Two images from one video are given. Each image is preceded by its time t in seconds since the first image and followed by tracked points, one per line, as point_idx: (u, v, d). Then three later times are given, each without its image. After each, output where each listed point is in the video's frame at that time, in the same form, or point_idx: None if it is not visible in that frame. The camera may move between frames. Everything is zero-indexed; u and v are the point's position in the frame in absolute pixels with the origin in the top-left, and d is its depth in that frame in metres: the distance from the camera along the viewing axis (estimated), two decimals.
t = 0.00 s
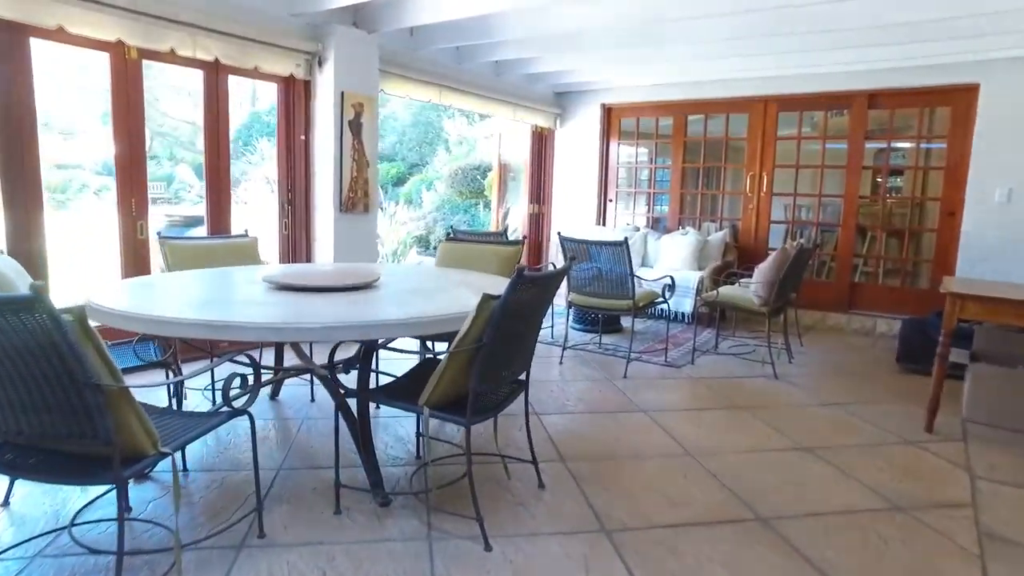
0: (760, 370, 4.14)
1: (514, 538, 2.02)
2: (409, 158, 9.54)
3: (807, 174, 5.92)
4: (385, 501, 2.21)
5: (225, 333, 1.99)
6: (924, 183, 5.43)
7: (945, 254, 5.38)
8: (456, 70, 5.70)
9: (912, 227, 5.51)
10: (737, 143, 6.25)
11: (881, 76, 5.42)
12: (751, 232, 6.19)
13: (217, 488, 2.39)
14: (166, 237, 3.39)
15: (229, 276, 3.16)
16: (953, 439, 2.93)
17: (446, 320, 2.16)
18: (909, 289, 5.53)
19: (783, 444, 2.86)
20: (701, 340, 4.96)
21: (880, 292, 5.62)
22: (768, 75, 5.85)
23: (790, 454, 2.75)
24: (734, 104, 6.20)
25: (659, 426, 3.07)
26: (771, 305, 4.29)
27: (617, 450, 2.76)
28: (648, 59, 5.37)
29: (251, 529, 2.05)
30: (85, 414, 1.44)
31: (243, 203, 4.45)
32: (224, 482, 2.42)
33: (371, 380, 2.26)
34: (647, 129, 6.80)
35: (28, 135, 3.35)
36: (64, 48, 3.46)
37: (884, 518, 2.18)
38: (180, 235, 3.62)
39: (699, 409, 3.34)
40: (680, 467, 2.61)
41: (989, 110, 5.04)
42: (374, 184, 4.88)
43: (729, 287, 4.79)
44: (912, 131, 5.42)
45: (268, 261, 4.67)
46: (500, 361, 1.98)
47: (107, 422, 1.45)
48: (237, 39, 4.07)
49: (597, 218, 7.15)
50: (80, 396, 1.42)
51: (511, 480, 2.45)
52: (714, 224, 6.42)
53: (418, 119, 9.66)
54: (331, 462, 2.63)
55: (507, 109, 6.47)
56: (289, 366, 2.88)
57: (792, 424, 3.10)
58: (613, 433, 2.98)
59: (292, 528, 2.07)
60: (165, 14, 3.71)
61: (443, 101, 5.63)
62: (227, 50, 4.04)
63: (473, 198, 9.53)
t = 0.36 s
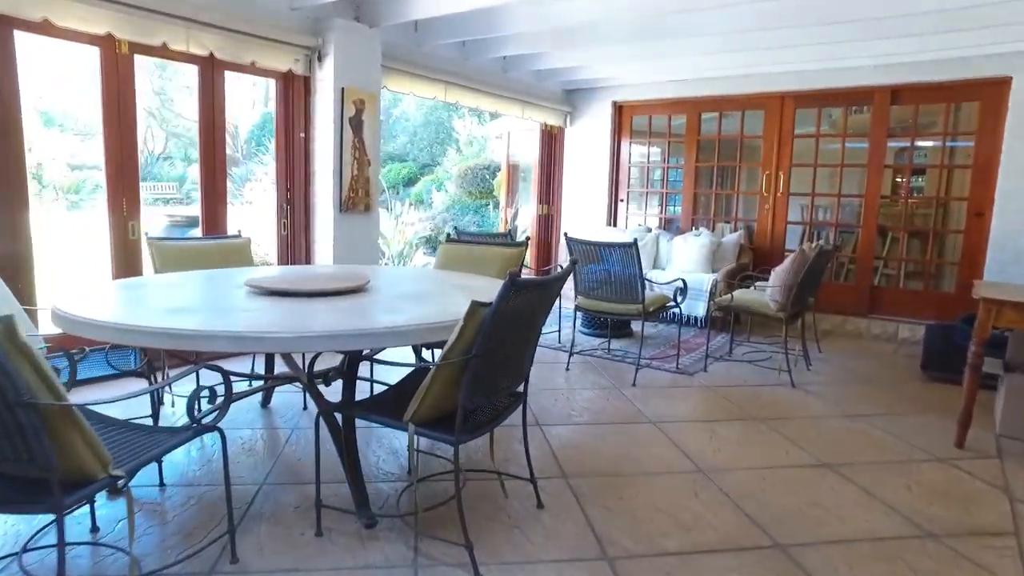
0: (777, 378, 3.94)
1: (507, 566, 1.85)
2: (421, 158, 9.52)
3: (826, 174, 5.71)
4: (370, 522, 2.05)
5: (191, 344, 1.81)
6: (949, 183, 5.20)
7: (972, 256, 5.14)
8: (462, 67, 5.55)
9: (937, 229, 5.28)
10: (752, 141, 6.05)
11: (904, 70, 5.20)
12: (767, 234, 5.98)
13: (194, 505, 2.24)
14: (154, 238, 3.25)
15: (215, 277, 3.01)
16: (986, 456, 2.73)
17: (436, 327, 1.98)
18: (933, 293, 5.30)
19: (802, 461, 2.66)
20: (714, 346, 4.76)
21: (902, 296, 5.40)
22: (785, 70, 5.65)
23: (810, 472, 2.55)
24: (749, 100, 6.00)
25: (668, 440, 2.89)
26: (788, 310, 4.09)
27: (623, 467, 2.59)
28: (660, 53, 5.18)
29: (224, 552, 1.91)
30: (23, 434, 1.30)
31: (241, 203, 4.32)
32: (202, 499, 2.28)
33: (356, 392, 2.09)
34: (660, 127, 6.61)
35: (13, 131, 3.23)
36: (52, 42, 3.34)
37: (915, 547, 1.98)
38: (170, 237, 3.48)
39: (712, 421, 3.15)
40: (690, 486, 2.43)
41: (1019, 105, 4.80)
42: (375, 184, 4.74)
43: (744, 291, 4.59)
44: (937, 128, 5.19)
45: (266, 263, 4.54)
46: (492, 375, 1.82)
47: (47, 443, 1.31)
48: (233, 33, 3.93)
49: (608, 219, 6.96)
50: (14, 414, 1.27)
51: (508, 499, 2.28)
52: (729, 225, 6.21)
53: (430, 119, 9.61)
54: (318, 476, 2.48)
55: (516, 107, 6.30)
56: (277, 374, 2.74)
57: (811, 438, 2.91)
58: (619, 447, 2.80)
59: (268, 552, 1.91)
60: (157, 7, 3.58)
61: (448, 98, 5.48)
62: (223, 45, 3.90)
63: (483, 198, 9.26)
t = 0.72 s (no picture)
0: (796, 389, 3.73)
1: None
2: (435, 159, 9.51)
3: (849, 174, 5.48)
4: (353, 549, 1.91)
5: (152, 357, 1.65)
6: (979, 183, 4.95)
7: (1003, 260, 4.89)
8: (471, 64, 5.40)
9: (966, 231, 5.03)
10: (771, 141, 5.84)
11: (932, 65, 4.96)
12: (786, 236, 5.77)
13: (169, 526, 2.11)
14: (144, 242, 3.13)
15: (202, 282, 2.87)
16: None
17: (421, 341, 1.81)
18: (962, 299, 5.05)
19: (824, 484, 2.46)
20: (730, 354, 4.56)
21: (929, 301, 5.15)
22: (806, 66, 5.43)
23: (832, 495, 2.37)
24: (769, 98, 5.78)
25: (678, 457, 2.71)
26: (807, 317, 3.89)
27: (629, 488, 2.41)
28: (675, 50, 4.99)
29: None
30: None
31: (241, 205, 4.20)
32: (179, 520, 2.15)
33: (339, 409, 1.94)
34: (675, 126, 6.41)
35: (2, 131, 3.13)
36: (42, 38, 3.23)
37: None
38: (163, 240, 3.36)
39: (727, 437, 2.97)
40: (701, 510, 2.25)
41: None
42: (379, 185, 4.60)
43: (762, 296, 4.38)
44: (967, 126, 4.95)
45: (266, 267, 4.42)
46: (480, 396, 1.66)
47: None
48: (231, 29, 3.81)
49: (621, 221, 6.75)
50: None
51: (504, 524, 2.12)
52: (747, 227, 6.00)
53: (444, 119, 9.58)
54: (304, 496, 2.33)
55: (527, 106, 6.14)
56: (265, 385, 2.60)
57: (833, 457, 2.72)
58: (626, 465, 2.63)
59: None
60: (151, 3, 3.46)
61: (456, 97, 5.33)
62: (221, 41, 3.79)
63: (496, 199, 9.07)
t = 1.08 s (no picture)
0: (820, 401, 3.51)
1: None
2: (453, 159, 9.44)
3: (876, 173, 5.23)
4: None
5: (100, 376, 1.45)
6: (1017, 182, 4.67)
7: None
8: (482, 61, 5.25)
9: (1002, 233, 4.76)
10: (795, 139, 5.61)
11: (966, 57, 4.71)
12: (810, 238, 5.54)
13: (144, 548, 1.98)
14: (135, 244, 3.02)
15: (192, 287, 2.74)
16: None
17: (403, 354, 1.63)
18: (997, 305, 4.78)
19: (851, 509, 2.27)
20: (751, 362, 4.35)
21: (962, 307, 4.90)
22: (832, 60, 5.19)
23: (858, 522, 2.18)
24: (792, 94, 5.56)
25: (691, 476, 2.54)
26: (832, 326, 3.66)
27: (638, 511, 2.23)
28: (694, 45, 4.80)
29: None
30: None
31: (244, 206, 4.10)
32: (155, 541, 2.02)
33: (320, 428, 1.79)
34: (694, 124, 6.20)
35: None
36: (33, 33, 3.14)
37: None
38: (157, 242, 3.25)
39: (744, 453, 2.78)
40: (714, 537, 2.08)
41: None
42: (385, 185, 4.47)
43: (783, 302, 4.17)
44: (1003, 122, 4.69)
45: (269, 269, 4.32)
46: (467, 420, 1.50)
47: None
48: (231, 25, 3.70)
49: (638, 222, 6.55)
50: None
51: (500, 551, 1.96)
52: (768, 229, 5.79)
53: (461, 119, 9.49)
54: (286, 516, 2.18)
55: (540, 104, 5.97)
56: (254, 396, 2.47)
57: (859, 478, 2.52)
58: (635, 484, 2.46)
59: None
60: None
61: (466, 94, 5.18)
62: (220, 37, 3.67)
63: (512, 199, 8.70)
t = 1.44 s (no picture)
0: (842, 417, 3.30)
1: None
2: (466, 160, 9.31)
3: (901, 174, 5.00)
4: None
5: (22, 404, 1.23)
6: None
7: None
8: (489, 59, 5.08)
9: None
10: (814, 138, 5.38)
11: (999, 51, 4.46)
12: (830, 242, 5.30)
13: None
14: (117, 250, 2.88)
15: (172, 294, 2.58)
16: None
17: (372, 378, 1.44)
18: None
19: (880, 544, 2.06)
20: (767, 372, 4.14)
21: (992, 315, 4.65)
22: (854, 56, 4.97)
23: (886, 559, 1.98)
24: (812, 92, 5.33)
25: (702, 501, 2.35)
26: (856, 339, 3.45)
27: (645, 544, 2.04)
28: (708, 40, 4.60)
29: None
30: None
31: (239, 210, 3.97)
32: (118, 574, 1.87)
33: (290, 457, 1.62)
34: (709, 124, 5.99)
35: None
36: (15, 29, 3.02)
37: None
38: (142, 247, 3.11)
39: (760, 475, 2.59)
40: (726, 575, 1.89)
41: None
42: (386, 187, 4.31)
43: (802, 311, 3.95)
44: None
45: (268, 274, 4.19)
46: (443, 455, 1.34)
47: None
48: (225, 21, 3.56)
49: (650, 225, 6.34)
50: None
51: None
52: (787, 232, 5.57)
53: (475, 119, 9.38)
54: (260, 546, 2.02)
55: (549, 103, 5.79)
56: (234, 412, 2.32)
57: (887, 506, 2.32)
58: (641, 510, 2.28)
59: None
60: None
61: (472, 93, 5.01)
62: (214, 34, 3.54)
63: (524, 201, 8.50)
